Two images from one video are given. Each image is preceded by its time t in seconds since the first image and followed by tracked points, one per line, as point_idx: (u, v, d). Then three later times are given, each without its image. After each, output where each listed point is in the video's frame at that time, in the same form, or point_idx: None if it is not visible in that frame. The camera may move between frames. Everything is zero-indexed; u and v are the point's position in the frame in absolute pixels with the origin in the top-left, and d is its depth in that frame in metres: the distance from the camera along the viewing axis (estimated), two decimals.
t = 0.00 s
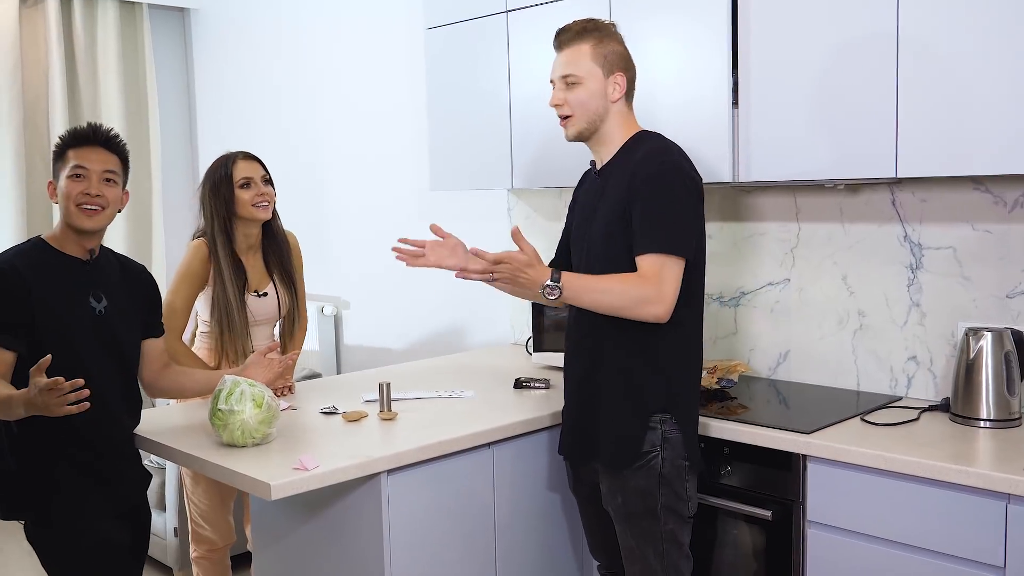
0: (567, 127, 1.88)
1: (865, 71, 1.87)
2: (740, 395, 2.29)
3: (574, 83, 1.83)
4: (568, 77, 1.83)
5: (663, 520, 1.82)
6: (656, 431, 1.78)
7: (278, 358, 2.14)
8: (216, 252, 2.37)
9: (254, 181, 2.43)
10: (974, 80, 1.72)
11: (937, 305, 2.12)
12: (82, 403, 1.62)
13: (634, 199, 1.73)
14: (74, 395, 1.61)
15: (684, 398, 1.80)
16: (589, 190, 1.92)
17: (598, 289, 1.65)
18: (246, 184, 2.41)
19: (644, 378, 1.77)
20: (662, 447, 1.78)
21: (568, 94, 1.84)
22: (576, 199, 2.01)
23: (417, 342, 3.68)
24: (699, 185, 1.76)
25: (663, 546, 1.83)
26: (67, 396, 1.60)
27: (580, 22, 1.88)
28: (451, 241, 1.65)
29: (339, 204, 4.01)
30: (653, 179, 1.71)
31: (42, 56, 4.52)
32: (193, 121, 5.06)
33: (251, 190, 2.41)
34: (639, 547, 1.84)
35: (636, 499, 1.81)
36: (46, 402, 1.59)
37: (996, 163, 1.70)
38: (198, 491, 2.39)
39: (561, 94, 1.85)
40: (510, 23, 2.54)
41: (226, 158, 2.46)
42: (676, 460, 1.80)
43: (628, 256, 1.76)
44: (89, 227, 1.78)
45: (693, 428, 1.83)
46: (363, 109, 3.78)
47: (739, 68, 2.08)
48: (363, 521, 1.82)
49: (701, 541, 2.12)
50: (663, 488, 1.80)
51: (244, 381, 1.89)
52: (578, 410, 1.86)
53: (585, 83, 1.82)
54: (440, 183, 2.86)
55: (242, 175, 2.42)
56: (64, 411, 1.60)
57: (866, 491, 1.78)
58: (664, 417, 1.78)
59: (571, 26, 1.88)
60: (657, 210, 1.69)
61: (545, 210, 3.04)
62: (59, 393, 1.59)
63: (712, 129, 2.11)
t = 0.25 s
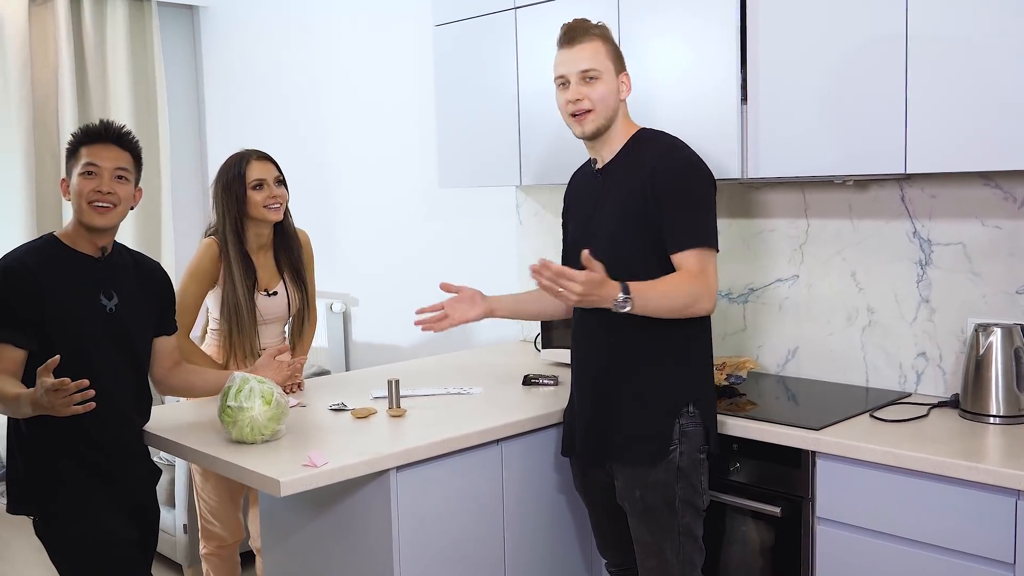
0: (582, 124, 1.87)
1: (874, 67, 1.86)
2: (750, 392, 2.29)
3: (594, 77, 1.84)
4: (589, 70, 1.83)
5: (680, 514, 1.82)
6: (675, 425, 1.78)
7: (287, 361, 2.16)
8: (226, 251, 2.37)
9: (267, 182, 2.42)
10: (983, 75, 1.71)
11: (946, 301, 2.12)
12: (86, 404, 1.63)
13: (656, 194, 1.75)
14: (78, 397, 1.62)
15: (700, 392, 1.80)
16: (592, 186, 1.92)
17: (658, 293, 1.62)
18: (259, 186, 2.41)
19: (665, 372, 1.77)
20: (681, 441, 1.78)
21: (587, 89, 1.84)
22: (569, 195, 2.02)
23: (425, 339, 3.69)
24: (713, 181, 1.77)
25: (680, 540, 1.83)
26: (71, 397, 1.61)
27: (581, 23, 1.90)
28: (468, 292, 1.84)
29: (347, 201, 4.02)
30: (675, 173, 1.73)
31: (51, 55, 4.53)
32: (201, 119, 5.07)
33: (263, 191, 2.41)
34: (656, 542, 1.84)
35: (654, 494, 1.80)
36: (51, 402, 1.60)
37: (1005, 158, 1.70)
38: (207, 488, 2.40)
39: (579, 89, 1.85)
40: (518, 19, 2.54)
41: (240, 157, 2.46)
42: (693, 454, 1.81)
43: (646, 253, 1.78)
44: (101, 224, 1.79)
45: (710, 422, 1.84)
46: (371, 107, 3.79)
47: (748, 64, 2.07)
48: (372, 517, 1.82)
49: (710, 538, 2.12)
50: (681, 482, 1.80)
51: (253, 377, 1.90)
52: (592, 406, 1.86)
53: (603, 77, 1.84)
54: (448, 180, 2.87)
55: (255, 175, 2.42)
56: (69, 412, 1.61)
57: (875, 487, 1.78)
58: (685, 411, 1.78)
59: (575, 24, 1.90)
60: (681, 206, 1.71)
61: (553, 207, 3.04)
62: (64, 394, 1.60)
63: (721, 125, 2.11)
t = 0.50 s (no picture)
0: (587, 132, 1.85)
1: (877, 65, 1.86)
2: (751, 388, 2.31)
3: (597, 83, 1.84)
4: (592, 77, 1.83)
5: (692, 508, 1.83)
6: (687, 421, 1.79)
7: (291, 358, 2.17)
8: (229, 250, 2.37)
9: (272, 183, 2.40)
10: (986, 73, 1.71)
11: (950, 300, 2.12)
12: (98, 401, 1.63)
13: (664, 192, 1.76)
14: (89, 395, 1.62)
15: (708, 387, 1.83)
16: (589, 185, 1.90)
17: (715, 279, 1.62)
18: (264, 187, 2.39)
19: (677, 368, 1.78)
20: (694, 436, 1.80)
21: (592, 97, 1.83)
22: (560, 194, 2.00)
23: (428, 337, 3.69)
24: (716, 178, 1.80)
25: (691, 535, 1.84)
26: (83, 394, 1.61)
27: (569, 30, 1.89)
28: (470, 312, 2.06)
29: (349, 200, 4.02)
30: (684, 171, 1.74)
31: (54, 54, 4.54)
32: (204, 117, 5.08)
33: (268, 192, 2.39)
34: (667, 537, 1.84)
35: (667, 490, 1.81)
36: (61, 400, 1.60)
37: (1009, 156, 1.69)
38: (210, 486, 2.40)
39: (584, 97, 1.83)
40: (521, 17, 2.54)
41: (246, 156, 2.43)
42: (704, 448, 1.82)
43: (655, 250, 1.78)
44: (109, 223, 1.79)
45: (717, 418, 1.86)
46: (374, 105, 3.79)
47: (751, 62, 2.07)
48: (375, 515, 1.82)
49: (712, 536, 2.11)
50: (691, 477, 1.82)
51: (256, 376, 1.90)
52: (599, 404, 1.85)
53: (605, 81, 1.84)
54: (451, 178, 2.87)
55: (259, 176, 2.39)
56: (80, 410, 1.61)
57: (878, 486, 1.78)
58: (697, 406, 1.81)
59: (564, 32, 1.89)
60: (692, 203, 1.72)
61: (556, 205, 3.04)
62: (75, 392, 1.60)
63: (724, 123, 2.10)
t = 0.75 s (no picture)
0: (588, 126, 1.86)
1: (879, 65, 1.86)
2: (753, 388, 2.30)
3: (599, 76, 1.85)
4: (594, 69, 1.84)
5: (697, 507, 1.83)
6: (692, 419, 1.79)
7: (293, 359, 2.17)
8: (231, 251, 2.37)
9: (276, 186, 2.40)
10: (987, 73, 1.71)
11: (951, 299, 2.11)
12: (109, 402, 1.63)
13: (668, 191, 1.76)
14: (100, 395, 1.62)
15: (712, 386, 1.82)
16: (589, 184, 1.90)
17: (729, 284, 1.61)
18: (267, 190, 2.39)
19: (681, 366, 1.78)
20: (699, 435, 1.79)
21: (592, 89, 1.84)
22: (557, 194, 2.00)
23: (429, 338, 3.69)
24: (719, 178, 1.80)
25: (695, 534, 1.83)
26: (95, 395, 1.61)
27: (570, 27, 1.90)
28: (455, 302, 2.07)
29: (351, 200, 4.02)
30: (686, 169, 1.74)
31: (56, 54, 4.54)
32: (205, 118, 5.08)
33: (271, 195, 2.38)
34: (672, 536, 1.84)
35: (672, 488, 1.81)
36: (73, 401, 1.60)
37: (1010, 156, 1.70)
38: (212, 487, 2.40)
39: (585, 89, 1.84)
40: (523, 18, 2.54)
41: (250, 158, 2.42)
42: (709, 447, 1.82)
43: (657, 248, 1.77)
44: (115, 223, 1.80)
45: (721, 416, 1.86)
46: (375, 105, 3.79)
47: (752, 62, 2.07)
48: (377, 515, 1.82)
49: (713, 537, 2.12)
50: (697, 475, 1.81)
51: (258, 376, 1.90)
52: (603, 403, 1.85)
53: (606, 76, 1.85)
54: (453, 178, 2.87)
55: (263, 179, 2.39)
56: (93, 411, 1.62)
57: (879, 486, 1.78)
58: (701, 404, 1.80)
59: (563, 29, 1.90)
60: (694, 201, 1.72)
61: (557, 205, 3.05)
62: (86, 393, 1.60)
63: (725, 123, 2.11)
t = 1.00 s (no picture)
0: (580, 132, 1.87)
1: (877, 67, 1.86)
2: (752, 391, 2.30)
3: (590, 84, 1.84)
4: (583, 78, 1.84)
5: (696, 510, 1.83)
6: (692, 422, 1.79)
7: (292, 362, 2.17)
8: (228, 252, 2.37)
9: (270, 188, 2.41)
10: (986, 75, 1.71)
11: (949, 302, 2.12)
12: (115, 406, 1.64)
13: (666, 194, 1.76)
14: (108, 399, 1.62)
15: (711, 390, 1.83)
16: (588, 188, 1.90)
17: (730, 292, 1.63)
18: (261, 191, 2.40)
19: (680, 369, 1.79)
20: (698, 437, 1.80)
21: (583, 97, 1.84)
22: (557, 198, 2.00)
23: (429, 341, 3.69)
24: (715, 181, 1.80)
25: (694, 536, 1.84)
26: (102, 398, 1.62)
27: (569, 31, 1.90)
28: (460, 309, 2.05)
29: (350, 204, 4.03)
30: (684, 173, 1.74)
31: (55, 58, 4.54)
32: (204, 121, 5.09)
33: (265, 197, 2.40)
34: (671, 539, 1.84)
35: (671, 491, 1.81)
36: (81, 405, 1.60)
37: (1008, 158, 1.70)
38: (211, 491, 2.40)
39: (575, 98, 1.85)
40: (522, 21, 2.54)
41: (245, 159, 2.44)
42: (709, 450, 1.82)
43: (655, 252, 1.78)
44: (113, 227, 1.80)
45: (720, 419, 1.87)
46: (375, 109, 3.80)
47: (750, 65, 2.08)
48: (376, 518, 1.82)
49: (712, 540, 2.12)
50: (696, 477, 1.82)
51: (257, 379, 1.90)
52: (602, 406, 1.85)
53: (600, 83, 1.85)
54: (452, 181, 2.87)
55: (258, 180, 2.40)
56: (100, 415, 1.62)
57: (878, 488, 1.78)
58: (701, 406, 1.80)
59: (560, 35, 1.90)
60: (693, 205, 1.73)
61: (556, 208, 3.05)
62: (93, 397, 1.61)
63: (724, 126, 2.11)
